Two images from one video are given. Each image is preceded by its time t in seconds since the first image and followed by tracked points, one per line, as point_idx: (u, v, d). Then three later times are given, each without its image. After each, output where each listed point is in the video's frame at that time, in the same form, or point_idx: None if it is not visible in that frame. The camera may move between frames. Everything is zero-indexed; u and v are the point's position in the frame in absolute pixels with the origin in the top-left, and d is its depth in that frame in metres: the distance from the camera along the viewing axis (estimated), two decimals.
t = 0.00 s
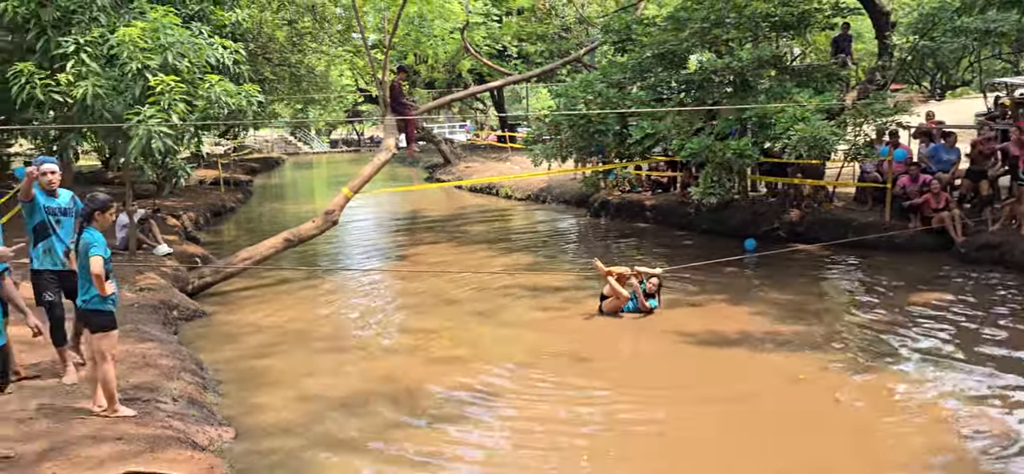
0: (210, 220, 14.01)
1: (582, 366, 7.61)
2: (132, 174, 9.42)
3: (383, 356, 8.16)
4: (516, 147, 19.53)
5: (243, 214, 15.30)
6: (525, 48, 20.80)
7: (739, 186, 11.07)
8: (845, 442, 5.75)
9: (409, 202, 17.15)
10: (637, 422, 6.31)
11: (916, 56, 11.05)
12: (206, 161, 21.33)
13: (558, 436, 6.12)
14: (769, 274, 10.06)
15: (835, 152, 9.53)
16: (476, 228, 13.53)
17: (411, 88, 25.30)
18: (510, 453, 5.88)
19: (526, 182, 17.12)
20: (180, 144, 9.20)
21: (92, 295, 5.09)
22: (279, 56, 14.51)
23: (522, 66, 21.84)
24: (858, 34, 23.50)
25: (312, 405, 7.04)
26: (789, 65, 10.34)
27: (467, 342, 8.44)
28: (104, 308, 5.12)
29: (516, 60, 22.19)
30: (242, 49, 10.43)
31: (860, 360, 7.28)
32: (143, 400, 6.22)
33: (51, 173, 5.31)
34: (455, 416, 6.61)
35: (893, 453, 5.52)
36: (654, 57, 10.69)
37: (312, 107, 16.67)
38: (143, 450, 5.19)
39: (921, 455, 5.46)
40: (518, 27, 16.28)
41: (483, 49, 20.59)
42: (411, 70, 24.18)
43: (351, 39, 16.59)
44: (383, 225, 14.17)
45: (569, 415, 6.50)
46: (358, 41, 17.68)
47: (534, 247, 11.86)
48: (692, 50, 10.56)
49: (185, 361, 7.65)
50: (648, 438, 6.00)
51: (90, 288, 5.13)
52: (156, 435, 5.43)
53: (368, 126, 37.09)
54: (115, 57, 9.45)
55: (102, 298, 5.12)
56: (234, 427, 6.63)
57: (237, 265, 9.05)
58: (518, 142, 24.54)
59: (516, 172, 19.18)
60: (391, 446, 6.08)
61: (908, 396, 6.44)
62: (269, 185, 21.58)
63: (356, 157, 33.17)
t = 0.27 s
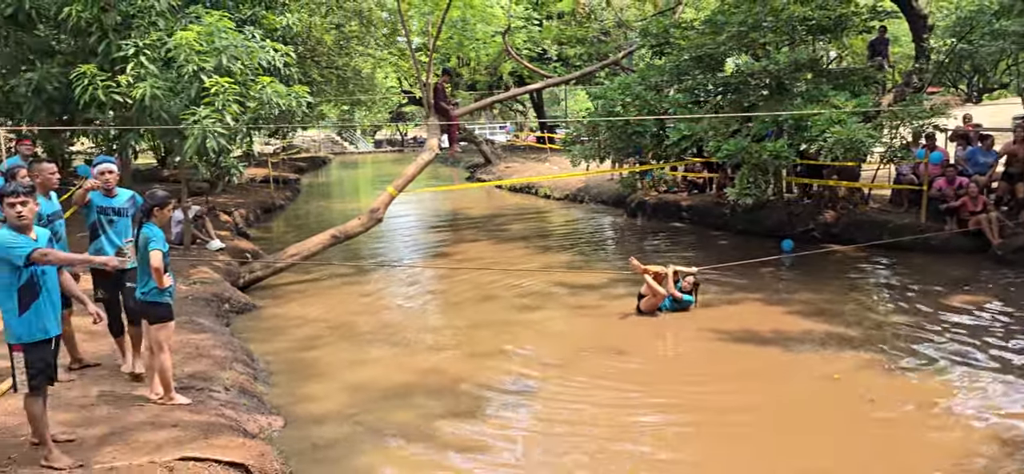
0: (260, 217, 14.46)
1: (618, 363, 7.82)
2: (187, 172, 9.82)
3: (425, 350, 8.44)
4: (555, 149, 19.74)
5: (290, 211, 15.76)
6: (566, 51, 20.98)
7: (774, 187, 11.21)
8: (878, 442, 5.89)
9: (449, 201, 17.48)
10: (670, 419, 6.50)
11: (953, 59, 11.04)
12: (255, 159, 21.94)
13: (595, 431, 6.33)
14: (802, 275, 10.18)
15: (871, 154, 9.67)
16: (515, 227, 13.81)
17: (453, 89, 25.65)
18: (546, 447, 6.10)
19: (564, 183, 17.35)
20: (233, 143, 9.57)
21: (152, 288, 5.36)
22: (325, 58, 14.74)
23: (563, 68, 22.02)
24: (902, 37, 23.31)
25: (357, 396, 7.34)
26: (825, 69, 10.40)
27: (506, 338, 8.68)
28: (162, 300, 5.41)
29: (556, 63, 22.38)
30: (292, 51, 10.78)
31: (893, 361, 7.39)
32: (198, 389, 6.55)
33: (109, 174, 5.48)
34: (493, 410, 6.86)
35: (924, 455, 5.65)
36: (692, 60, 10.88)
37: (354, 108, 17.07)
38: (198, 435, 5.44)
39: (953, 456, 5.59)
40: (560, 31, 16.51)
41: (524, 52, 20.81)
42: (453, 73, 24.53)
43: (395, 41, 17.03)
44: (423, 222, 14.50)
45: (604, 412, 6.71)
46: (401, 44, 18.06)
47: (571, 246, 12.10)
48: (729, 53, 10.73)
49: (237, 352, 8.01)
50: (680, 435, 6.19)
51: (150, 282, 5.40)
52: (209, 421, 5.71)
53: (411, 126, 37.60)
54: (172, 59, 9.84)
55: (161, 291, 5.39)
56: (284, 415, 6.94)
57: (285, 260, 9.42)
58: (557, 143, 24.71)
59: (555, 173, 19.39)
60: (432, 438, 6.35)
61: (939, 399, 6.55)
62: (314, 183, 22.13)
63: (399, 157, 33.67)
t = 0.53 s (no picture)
0: (261, 215, 14.41)
1: (621, 366, 7.79)
2: (187, 170, 9.75)
3: (426, 352, 8.40)
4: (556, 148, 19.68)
5: (291, 210, 15.71)
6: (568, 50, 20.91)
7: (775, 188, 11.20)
8: (880, 446, 5.88)
9: (450, 200, 17.44)
10: (672, 422, 6.48)
11: (955, 60, 10.99)
12: (255, 157, 21.87)
13: (596, 434, 6.30)
14: (804, 277, 10.17)
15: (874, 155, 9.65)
16: (516, 226, 13.78)
17: (454, 88, 25.58)
18: (547, 449, 6.07)
19: (565, 182, 17.31)
20: (234, 140, 9.48)
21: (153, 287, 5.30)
22: (327, 57, 14.60)
23: (564, 67, 21.95)
24: (905, 39, 23.28)
25: (357, 397, 7.30)
26: (827, 69, 10.37)
27: (508, 339, 8.65)
28: (162, 299, 5.36)
29: (558, 62, 22.31)
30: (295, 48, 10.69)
31: (895, 365, 7.39)
32: (197, 390, 6.51)
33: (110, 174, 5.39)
34: (494, 412, 6.83)
35: (928, 459, 5.64)
36: (694, 60, 10.86)
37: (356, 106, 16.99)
38: (196, 437, 5.40)
39: (956, 460, 5.58)
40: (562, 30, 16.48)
41: (526, 50, 20.73)
42: (455, 71, 24.46)
43: (396, 39, 17.02)
44: (424, 222, 14.46)
45: (606, 414, 6.69)
46: (402, 42, 17.99)
47: (572, 246, 12.07)
48: (732, 53, 10.70)
49: (236, 352, 7.97)
50: (683, 438, 6.17)
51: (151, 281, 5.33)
52: (209, 423, 5.66)
53: (411, 125, 37.49)
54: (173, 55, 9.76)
55: (162, 290, 5.33)
56: (283, 417, 6.91)
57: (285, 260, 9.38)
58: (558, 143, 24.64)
59: (556, 173, 19.34)
60: (433, 439, 6.32)
61: (941, 403, 6.54)
62: (314, 182, 22.07)
63: (399, 155, 33.56)
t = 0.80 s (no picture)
0: (204, 226, 14.14)
1: (569, 374, 7.81)
2: (127, 179, 9.49)
3: (373, 362, 8.31)
4: (506, 157, 19.78)
5: (237, 220, 15.45)
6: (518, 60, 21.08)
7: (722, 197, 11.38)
8: (822, 451, 5.96)
9: (400, 209, 17.36)
10: (620, 429, 6.51)
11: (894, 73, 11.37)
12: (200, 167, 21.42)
13: (544, 442, 6.30)
14: (749, 285, 10.34)
15: (815, 165, 9.89)
16: (466, 236, 13.76)
17: (405, 97, 25.53)
18: (495, 458, 6.04)
19: (515, 191, 17.38)
20: (175, 150, 9.29)
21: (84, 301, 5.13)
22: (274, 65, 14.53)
23: (514, 77, 22.12)
24: (840, 52, 24.05)
25: (302, 409, 7.17)
26: (772, 81, 10.59)
27: (456, 349, 8.61)
28: (94, 312, 5.19)
29: (507, 71, 22.46)
30: (240, 56, 10.56)
31: (837, 370, 7.55)
32: (133, 405, 6.32)
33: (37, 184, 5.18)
34: (443, 422, 6.77)
35: (867, 462, 5.74)
36: (642, 71, 11.00)
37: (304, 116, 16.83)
38: (131, 453, 5.24)
39: (894, 462, 5.69)
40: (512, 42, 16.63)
41: (476, 60, 20.81)
42: (405, 80, 24.43)
43: (345, 49, 16.98)
44: (374, 232, 14.34)
45: (554, 422, 6.69)
46: (352, 51, 17.89)
47: (523, 255, 12.09)
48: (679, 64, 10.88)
49: (176, 365, 7.76)
50: (630, 445, 6.20)
51: (82, 294, 5.15)
52: (144, 439, 5.49)
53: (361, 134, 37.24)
54: (113, 62, 9.56)
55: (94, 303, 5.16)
56: (224, 431, 6.74)
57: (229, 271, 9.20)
58: (508, 152, 24.76)
59: (506, 182, 19.42)
60: (379, 451, 6.24)
61: (881, 406, 6.69)
62: (262, 192, 21.71)
63: (349, 165, 33.25)
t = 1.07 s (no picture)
0: (155, 234, 13.87)
1: (526, 380, 7.82)
2: (74, 186, 9.26)
3: (329, 370, 8.23)
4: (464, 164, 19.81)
5: (189, 227, 15.18)
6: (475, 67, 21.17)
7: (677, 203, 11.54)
8: (776, 453, 6.05)
9: (358, 217, 17.26)
10: (577, 434, 6.54)
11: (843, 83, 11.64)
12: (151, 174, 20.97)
13: (502, 448, 6.30)
14: (704, 290, 10.47)
15: (768, 172, 10.06)
16: (424, 243, 13.72)
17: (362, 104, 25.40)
18: (453, 465, 6.02)
19: (473, 198, 17.40)
20: (125, 156, 9.11)
21: (28, 311, 4.98)
22: (229, 70, 14.39)
23: (471, 84, 22.20)
24: (787, 62, 24.61)
25: (256, 420, 7.06)
26: (726, 89, 10.72)
27: (412, 356, 8.57)
28: (38, 323, 5.05)
29: (465, 78, 22.52)
30: (191, 61, 10.43)
31: (790, 373, 7.68)
32: (79, 417, 6.15)
33: None
34: (400, 430, 6.73)
35: (819, 463, 5.84)
36: (597, 78, 11.12)
37: (260, 123, 16.63)
38: (78, 466, 5.10)
39: (844, 463, 5.80)
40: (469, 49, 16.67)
41: (434, 67, 20.84)
42: (362, 87, 24.31)
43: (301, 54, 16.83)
44: (330, 239, 14.23)
45: (511, 428, 6.70)
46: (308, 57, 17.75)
47: (480, 262, 12.09)
48: (634, 72, 11.02)
49: (125, 376, 7.58)
50: (587, 450, 6.23)
51: (26, 304, 5.00)
52: (91, 452, 5.35)
53: (318, 141, 36.90)
54: (60, 66, 9.38)
55: (38, 314, 5.01)
56: (174, 443, 6.59)
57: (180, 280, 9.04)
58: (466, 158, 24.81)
59: (463, 188, 19.45)
60: (336, 459, 6.17)
61: (831, 408, 6.82)
62: (215, 199, 21.33)
63: (305, 172, 32.89)
